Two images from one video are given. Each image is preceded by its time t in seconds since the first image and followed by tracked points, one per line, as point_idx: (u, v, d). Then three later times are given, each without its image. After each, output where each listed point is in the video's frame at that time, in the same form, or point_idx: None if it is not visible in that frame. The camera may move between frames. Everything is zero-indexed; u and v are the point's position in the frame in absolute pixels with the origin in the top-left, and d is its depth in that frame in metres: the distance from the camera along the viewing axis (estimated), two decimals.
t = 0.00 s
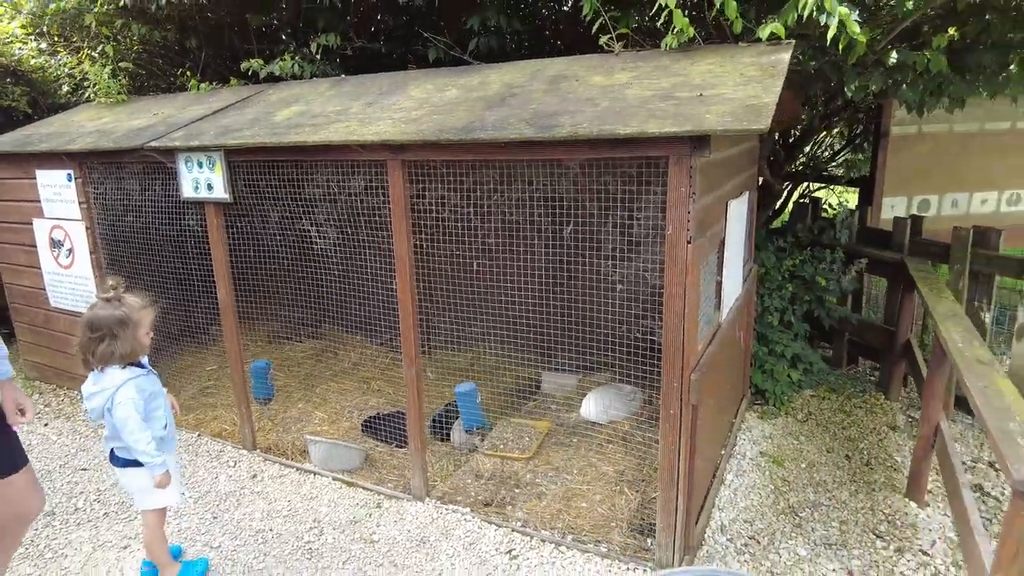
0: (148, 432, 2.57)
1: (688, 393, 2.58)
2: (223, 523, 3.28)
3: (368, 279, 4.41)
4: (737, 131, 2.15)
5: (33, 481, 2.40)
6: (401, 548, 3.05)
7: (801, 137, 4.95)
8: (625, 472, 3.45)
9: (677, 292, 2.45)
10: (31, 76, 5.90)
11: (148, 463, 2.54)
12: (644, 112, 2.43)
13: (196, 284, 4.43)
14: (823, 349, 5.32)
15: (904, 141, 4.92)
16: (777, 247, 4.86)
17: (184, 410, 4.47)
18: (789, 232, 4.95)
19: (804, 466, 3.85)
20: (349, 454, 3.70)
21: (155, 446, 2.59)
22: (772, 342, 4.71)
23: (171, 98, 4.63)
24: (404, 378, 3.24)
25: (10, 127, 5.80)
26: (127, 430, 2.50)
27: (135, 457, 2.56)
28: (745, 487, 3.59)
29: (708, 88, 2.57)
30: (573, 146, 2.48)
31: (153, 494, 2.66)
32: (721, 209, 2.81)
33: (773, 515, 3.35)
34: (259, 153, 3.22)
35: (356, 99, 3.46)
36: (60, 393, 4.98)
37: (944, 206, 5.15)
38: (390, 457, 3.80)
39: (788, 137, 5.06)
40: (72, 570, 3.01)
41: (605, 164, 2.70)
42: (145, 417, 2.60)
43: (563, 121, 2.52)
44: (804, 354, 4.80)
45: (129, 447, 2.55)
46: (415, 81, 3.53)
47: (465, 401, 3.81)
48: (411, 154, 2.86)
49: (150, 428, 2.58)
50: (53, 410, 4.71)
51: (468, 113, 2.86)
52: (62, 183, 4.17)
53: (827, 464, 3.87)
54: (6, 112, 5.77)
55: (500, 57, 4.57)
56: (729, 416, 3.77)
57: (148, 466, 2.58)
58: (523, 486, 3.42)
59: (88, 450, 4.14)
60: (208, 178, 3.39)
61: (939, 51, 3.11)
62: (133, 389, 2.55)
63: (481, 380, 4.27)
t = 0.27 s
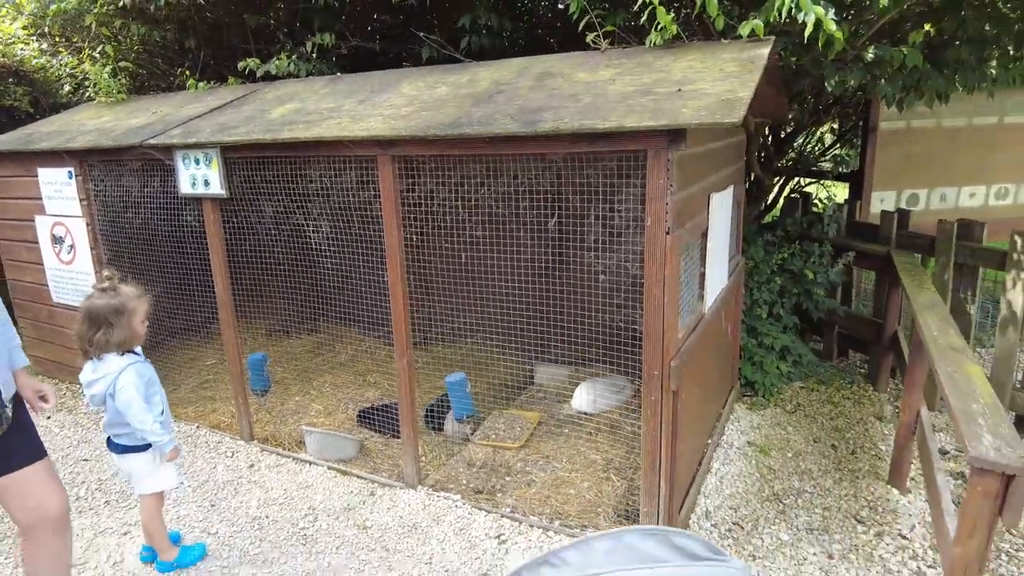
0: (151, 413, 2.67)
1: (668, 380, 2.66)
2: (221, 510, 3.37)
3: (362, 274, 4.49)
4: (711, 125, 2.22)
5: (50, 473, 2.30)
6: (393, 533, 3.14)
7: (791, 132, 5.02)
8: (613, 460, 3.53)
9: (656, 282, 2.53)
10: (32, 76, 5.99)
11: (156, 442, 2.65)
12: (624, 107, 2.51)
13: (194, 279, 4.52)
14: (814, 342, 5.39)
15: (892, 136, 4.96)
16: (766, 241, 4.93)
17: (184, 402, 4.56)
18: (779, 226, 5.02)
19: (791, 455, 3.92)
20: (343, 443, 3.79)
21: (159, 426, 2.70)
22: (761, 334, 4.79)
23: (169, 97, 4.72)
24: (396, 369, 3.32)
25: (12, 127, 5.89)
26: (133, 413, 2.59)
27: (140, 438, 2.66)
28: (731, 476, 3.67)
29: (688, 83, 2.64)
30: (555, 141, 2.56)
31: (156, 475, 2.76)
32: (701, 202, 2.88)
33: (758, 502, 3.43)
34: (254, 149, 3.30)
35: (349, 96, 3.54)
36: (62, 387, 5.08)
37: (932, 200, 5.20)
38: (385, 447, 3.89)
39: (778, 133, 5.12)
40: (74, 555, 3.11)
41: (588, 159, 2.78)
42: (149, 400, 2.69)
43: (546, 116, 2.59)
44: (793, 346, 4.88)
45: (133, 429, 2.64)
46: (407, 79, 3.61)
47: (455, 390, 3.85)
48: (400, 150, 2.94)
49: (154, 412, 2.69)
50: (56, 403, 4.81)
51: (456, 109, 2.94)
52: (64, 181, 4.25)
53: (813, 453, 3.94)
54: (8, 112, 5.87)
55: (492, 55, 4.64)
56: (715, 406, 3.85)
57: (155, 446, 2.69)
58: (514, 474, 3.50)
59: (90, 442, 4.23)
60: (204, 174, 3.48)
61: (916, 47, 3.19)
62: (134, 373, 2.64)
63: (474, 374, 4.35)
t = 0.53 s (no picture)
0: (165, 402, 2.75)
1: (665, 374, 2.71)
2: (227, 506, 3.42)
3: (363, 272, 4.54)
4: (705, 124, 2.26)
5: (82, 488, 2.11)
6: (396, 527, 3.19)
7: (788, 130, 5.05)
8: (613, 454, 3.58)
9: (653, 278, 2.57)
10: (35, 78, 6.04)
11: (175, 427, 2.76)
12: (621, 107, 2.55)
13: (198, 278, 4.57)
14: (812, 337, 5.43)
15: (889, 133, 5.00)
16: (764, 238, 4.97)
17: (189, 400, 4.62)
18: (777, 223, 5.06)
19: (789, 449, 3.97)
20: (347, 440, 3.84)
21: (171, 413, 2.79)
22: (760, 330, 4.84)
23: (172, 99, 4.76)
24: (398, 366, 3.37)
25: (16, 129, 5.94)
26: (152, 403, 2.67)
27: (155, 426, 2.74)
28: (730, 469, 3.72)
29: (683, 83, 2.69)
30: (553, 140, 2.60)
31: (170, 465, 2.83)
32: (697, 200, 2.92)
33: (756, 495, 3.48)
34: (257, 150, 3.35)
35: (350, 97, 3.59)
36: (68, 386, 5.14)
37: (929, 195, 5.24)
38: (388, 444, 3.94)
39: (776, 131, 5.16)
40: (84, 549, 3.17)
41: (585, 158, 2.82)
42: (161, 392, 2.76)
43: (544, 116, 2.63)
44: (791, 342, 4.92)
45: (148, 419, 2.71)
46: (407, 80, 3.65)
47: (457, 386, 3.94)
48: (401, 150, 2.99)
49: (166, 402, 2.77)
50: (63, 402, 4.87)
51: (455, 110, 2.98)
52: (68, 182, 4.30)
53: (810, 447, 3.99)
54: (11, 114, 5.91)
55: (491, 54, 4.67)
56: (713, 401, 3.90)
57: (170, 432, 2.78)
58: (515, 469, 3.55)
59: (97, 440, 4.29)
60: (208, 175, 3.53)
61: (909, 46, 3.24)
62: (145, 368, 2.72)
63: (474, 371, 4.39)
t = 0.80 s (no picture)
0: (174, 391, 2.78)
1: (671, 368, 2.72)
2: (235, 501, 3.45)
3: (369, 268, 4.56)
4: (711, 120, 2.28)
5: (142, 489, 2.09)
6: (403, 522, 3.22)
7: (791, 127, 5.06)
8: (618, 448, 3.61)
9: (658, 273, 2.59)
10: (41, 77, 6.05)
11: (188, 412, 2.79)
12: (626, 103, 2.57)
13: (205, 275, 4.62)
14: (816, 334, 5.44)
15: (892, 129, 5.01)
16: (768, 234, 4.98)
17: (196, 397, 4.65)
18: (780, 219, 5.07)
19: (793, 443, 3.99)
20: (353, 435, 3.87)
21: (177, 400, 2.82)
22: (763, 326, 4.86)
23: (178, 97, 4.78)
24: (405, 361, 3.39)
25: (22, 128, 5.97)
26: (168, 391, 2.71)
27: (168, 415, 2.75)
28: (734, 464, 3.74)
29: (688, 79, 2.70)
30: (559, 136, 2.62)
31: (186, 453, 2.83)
32: (702, 195, 2.94)
33: (761, 489, 3.50)
34: (263, 147, 3.37)
35: (356, 95, 3.60)
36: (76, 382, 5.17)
37: (932, 191, 5.25)
38: (394, 439, 3.97)
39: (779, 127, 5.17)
40: (94, 543, 3.20)
41: (591, 153, 2.84)
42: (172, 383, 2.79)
43: (550, 113, 2.65)
44: (794, 338, 4.94)
45: (162, 408, 2.72)
46: (412, 77, 3.67)
47: (464, 381, 3.97)
48: (407, 147, 3.01)
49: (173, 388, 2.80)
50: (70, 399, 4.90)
51: (461, 106, 3.00)
52: (76, 180, 4.32)
53: (814, 442, 4.01)
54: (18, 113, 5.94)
55: (495, 51, 4.69)
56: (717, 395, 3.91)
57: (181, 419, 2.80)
58: (521, 463, 3.58)
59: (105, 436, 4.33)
60: (215, 172, 3.55)
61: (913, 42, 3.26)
62: (160, 360, 2.77)
63: (480, 367, 4.41)
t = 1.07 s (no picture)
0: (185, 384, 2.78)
1: (682, 364, 2.73)
2: (243, 498, 3.45)
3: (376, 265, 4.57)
4: (722, 116, 2.28)
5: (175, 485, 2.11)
6: (412, 518, 3.22)
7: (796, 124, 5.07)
8: (625, 445, 3.61)
9: (669, 268, 2.60)
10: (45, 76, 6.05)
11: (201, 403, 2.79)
12: (637, 100, 2.57)
13: (211, 272, 4.62)
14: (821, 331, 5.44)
15: (897, 127, 5.01)
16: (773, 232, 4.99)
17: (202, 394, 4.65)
18: (785, 217, 5.07)
19: (800, 440, 3.99)
20: (360, 432, 3.87)
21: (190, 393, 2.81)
22: (769, 323, 4.86)
23: (183, 95, 4.78)
24: (414, 358, 3.39)
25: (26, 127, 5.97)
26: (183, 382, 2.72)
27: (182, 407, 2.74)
28: (742, 461, 3.74)
29: (697, 75, 2.70)
30: (570, 132, 2.62)
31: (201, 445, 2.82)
32: (712, 192, 2.94)
33: (769, 486, 3.50)
34: (272, 144, 3.37)
35: (363, 92, 3.60)
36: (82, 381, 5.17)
37: (937, 189, 5.26)
38: (402, 436, 3.97)
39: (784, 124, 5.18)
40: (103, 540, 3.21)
41: (601, 150, 2.84)
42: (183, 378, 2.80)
43: (560, 109, 2.65)
44: (799, 335, 4.94)
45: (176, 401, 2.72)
46: (419, 75, 3.67)
47: (472, 378, 3.98)
48: (416, 144, 3.01)
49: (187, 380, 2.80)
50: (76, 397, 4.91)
51: (469, 103, 3.00)
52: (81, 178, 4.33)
53: (821, 438, 4.01)
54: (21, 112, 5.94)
55: (501, 49, 4.68)
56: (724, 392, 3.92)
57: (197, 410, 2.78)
58: (528, 460, 3.58)
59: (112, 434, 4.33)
60: (222, 170, 3.55)
61: (921, 39, 3.27)
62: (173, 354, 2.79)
63: (488, 363, 4.42)
